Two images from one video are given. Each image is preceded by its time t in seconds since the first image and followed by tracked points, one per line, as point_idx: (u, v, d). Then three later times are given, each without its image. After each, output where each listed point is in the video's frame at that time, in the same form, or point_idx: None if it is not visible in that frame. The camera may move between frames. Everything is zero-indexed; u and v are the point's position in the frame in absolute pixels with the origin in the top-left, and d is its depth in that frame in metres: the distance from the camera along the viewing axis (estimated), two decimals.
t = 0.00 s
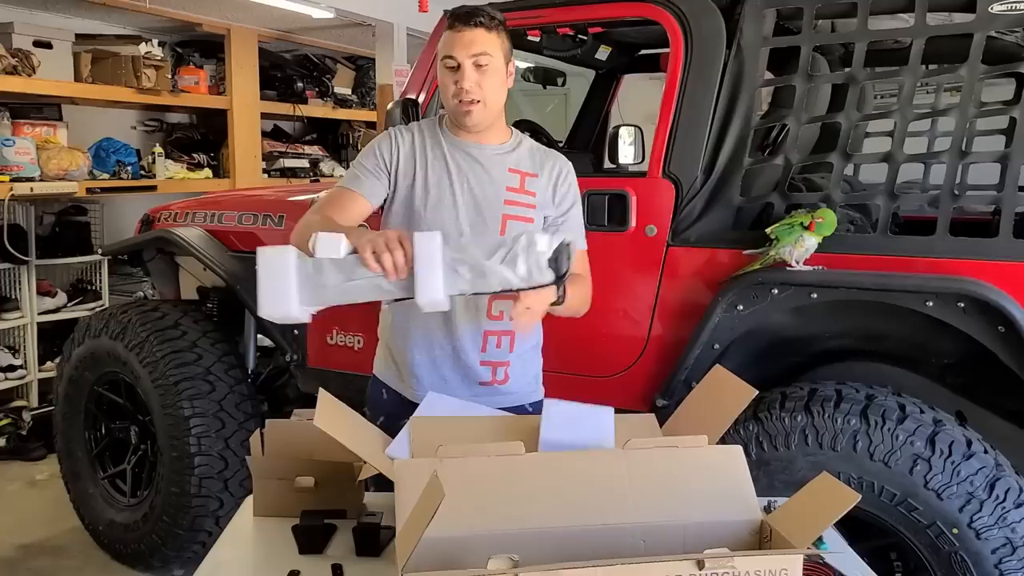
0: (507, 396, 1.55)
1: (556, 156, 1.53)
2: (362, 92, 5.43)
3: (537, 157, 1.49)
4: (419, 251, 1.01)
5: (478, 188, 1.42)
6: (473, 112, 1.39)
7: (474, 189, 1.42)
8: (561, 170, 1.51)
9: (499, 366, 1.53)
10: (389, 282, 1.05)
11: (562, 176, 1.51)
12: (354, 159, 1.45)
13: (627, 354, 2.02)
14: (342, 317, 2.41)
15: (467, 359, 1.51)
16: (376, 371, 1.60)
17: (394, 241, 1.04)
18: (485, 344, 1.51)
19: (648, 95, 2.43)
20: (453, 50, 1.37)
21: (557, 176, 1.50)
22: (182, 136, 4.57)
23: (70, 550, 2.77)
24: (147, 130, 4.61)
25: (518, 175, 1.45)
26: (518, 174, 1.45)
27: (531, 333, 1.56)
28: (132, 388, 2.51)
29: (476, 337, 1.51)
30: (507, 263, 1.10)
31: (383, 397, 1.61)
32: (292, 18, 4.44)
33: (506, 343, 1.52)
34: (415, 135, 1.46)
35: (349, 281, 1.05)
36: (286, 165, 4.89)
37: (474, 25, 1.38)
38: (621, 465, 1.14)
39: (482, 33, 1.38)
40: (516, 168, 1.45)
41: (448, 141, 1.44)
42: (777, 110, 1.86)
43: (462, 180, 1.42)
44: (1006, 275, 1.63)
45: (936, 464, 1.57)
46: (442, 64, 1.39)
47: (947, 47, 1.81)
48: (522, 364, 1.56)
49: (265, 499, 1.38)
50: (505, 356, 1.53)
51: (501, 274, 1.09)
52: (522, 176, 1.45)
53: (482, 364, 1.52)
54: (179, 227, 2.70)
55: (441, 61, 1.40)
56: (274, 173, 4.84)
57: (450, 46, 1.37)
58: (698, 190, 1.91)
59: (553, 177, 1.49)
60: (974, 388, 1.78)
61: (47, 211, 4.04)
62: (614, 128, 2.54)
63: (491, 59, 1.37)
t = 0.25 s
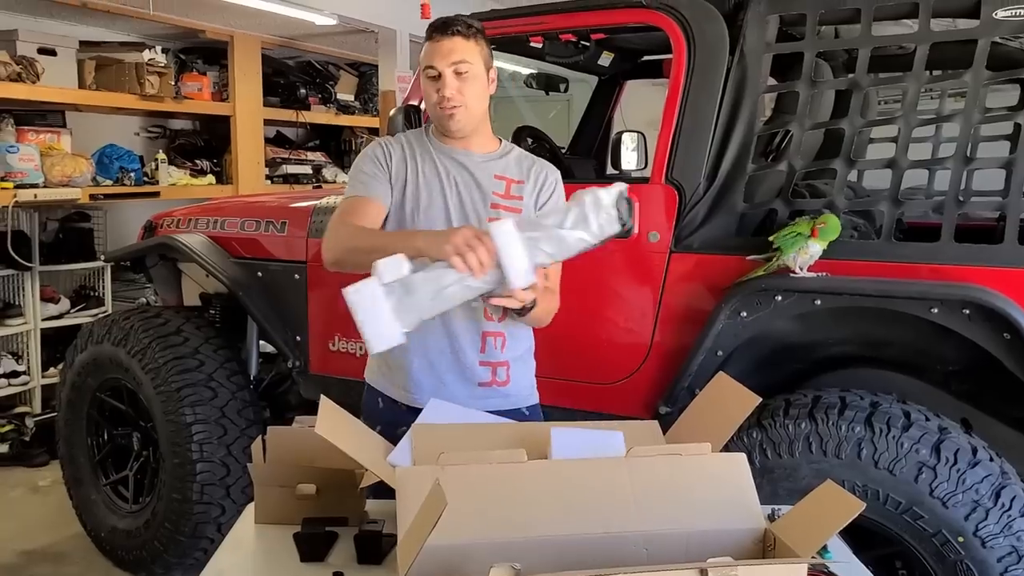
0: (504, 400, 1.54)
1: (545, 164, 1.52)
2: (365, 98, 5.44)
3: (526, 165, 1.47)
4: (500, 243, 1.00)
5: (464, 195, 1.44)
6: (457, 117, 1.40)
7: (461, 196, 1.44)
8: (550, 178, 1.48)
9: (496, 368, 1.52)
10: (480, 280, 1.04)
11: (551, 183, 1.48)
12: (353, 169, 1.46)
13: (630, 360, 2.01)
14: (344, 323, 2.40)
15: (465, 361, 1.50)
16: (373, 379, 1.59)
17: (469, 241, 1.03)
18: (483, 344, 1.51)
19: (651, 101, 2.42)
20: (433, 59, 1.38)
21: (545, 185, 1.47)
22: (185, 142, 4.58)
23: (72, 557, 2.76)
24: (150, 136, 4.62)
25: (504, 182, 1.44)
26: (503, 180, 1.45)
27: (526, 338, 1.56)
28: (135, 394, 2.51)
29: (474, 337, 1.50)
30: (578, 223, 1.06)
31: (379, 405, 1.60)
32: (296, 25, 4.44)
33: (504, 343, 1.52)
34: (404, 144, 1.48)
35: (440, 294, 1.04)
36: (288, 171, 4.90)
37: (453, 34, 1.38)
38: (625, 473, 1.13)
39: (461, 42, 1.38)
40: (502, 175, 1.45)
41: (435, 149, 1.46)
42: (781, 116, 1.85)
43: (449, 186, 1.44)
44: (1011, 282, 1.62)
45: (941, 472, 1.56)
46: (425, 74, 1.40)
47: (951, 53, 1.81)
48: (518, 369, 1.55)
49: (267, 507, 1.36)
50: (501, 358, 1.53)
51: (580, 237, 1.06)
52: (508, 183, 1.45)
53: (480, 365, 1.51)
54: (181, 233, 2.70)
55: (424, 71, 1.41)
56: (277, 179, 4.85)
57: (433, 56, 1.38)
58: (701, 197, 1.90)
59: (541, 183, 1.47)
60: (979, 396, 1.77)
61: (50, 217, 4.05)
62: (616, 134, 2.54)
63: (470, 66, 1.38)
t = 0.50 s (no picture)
0: (505, 405, 1.56)
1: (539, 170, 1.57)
2: (369, 104, 5.45)
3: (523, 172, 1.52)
4: (562, 260, 1.09)
5: (469, 203, 1.45)
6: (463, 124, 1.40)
7: (465, 204, 1.45)
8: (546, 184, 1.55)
9: (496, 375, 1.54)
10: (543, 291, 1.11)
11: (548, 190, 1.54)
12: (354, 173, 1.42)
13: (631, 366, 2.01)
14: (346, 328, 2.40)
15: (465, 372, 1.51)
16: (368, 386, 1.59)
17: (534, 254, 1.09)
18: (483, 354, 1.52)
19: (653, 107, 2.43)
20: (440, 64, 1.35)
21: (543, 191, 1.54)
22: (189, 148, 4.60)
23: (74, 562, 2.77)
24: (154, 142, 4.64)
25: (506, 190, 1.48)
26: (506, 188, 1.48)
27: (522, 342, 1.57)
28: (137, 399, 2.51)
29: (475, 348, 1.51)
30: (627, 248, 1.20)
31: (378, 411, 1.58)
32: (299, 31, 4.45)
33: (502, 351, 1.53)
34: (405, 149, 1.47)
35: (504, 301, 1.10)
36: (292, 177, 4.91)
37: (457, 40, 1.37)
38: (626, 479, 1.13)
39: (466, 47, 1.37)
40: (504, 183, 1.48)
41: (437, 155, 1.46)
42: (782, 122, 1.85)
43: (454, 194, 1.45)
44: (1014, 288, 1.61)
45: (943, 479, 1.56)
46: (428, 78, 1.37)
47: (953, 60, 1.81)
48: (516, 374, 1.57)
49: (267, 512, 1.36)
50: (499, 366, 1.54)
51: (628, 261, 1.20)
52: (510, 191, 1.49)
53: (480, 375, 1.52)
54: (184, 239, 2.71)
55: (425, 75, 1.38)
56: (280, 185, 4.86)
57: (436, 61, 1.36)
58: (703, 203, 1.90)
59: (540, 192, 1.53)
60: (982, 403, 1.76)
61: (54, 223, 4.06)
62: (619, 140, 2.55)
63: (477, 72, 1.37)
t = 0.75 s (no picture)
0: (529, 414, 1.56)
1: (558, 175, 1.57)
2: (376, 110, 5.47)
3: (545, 177, 1.52)
4: (593, 268, 1.10)
5: (493, 211, 1.46)
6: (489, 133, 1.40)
7: (488, 212, 1.46)
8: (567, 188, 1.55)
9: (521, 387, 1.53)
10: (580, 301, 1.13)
11: (569, 195, 1.54)
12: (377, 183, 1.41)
13: (639, 372, 2.00)
14: (353, 335, 2.41)
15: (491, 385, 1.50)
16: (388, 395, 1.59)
17: (563, 272, 1.10)
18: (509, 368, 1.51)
19: (660, 113, 2.43)
20: (468, 75, 1.35)
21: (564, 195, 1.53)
22: (198, 155, 4.62)
23: (82, 568, 2.77)
24: (163, 149, 4.67)
25: (529, 196, 1.48)
26: (528, 194, 1.48)
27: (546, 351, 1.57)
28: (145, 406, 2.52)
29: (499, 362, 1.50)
30: (647, 222, 1.19)
31: (399, 421, 1.58)
32: (308, 38, 4.47)
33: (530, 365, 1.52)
34: (427, 157, 1.47)
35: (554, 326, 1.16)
36: (300, 183, 4.93)
37: (485, 51, 1.35)
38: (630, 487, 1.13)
39: (493, 58, 1.36)
40: (526, 189, 1.48)
41: (459, 163, 1.46)
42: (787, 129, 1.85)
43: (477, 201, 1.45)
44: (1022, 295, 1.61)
45: (951, 487, 1.55)
46: (455, 88, 1.36)
47: (959, 66, 1.80)
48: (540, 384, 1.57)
49: (273, 519, 1.37)
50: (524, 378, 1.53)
51: (649, 230, 1.20)
52: (533, 197, 1.49)
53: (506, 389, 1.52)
54: (192, 245, 2.72)
55: (451, 84, 1.37)
56: (288, 191, 4.88)
57: (463, 72, 1.35)
58: (709, 210, 1.90)
59: (562, 197, 1.52)
60: (990, 410, 1.75)
61: (63, 229, 4.08)
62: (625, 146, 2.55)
63: (503, 84, 1.37)
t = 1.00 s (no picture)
0: (546, 426, 1.52)
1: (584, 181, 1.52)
2: (381, 116, 5.48)
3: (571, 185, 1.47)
4: (611, 272, 1.11)
5: (517, 225, 1.40)
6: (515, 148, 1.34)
7: (511, 221, 1.40)
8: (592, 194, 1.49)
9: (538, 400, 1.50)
10: (594, 300, 1.13)
11: (596, 202, 1.48)
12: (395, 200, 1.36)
13: (644, 379, 1.99)
14: (356, 341, 2.41)
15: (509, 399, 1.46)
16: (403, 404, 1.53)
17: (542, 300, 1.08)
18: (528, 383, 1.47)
19: (664, 119, 2.43)
20: (495, 97, 1.28)
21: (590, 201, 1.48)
22: (203, 160, 4.64)
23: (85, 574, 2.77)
24: (168, 154, 4.68)
25: (554, 204, 1.43)
26: (553, 202, 1.43)
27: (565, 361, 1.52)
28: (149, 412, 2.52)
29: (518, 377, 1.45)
30: (671, 226, 1.19)
31: (416, 431, 1.53)
32: (312, 44, 4.48)
33: (553, 380, 1.48)
34: (449, 162, 1.42)
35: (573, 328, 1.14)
36: (304, 189, 4.94)
37: (517, 73, 1.28)
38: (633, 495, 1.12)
39: (525, 80, 1.29)
40: (551, 197, 1.43)
41: (482, 170, 1.42)
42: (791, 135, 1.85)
43: (500, 210, 1.40)
44: None
45: (956, 494, 1.54)
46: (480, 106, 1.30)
47: (964, 72, 1.80)
48: (558, 395, 1.53)
49: (275, 528, 1.37)
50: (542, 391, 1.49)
51: (674, 232, 1.20)
52: (558, 205, 1.44)
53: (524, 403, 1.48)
54: (196, 251, 2.72)
55: (477, 101, 1.31)
56: (293, 197, 4.89)
57: (489, 94, 1.28)
58: (713, 215, 1.89)
59: (588, 204, 1.47)
60: (995, 417, 1.75)
61: (68, 235, 4.09)
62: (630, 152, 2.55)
63: (533, 106, 1.31)
